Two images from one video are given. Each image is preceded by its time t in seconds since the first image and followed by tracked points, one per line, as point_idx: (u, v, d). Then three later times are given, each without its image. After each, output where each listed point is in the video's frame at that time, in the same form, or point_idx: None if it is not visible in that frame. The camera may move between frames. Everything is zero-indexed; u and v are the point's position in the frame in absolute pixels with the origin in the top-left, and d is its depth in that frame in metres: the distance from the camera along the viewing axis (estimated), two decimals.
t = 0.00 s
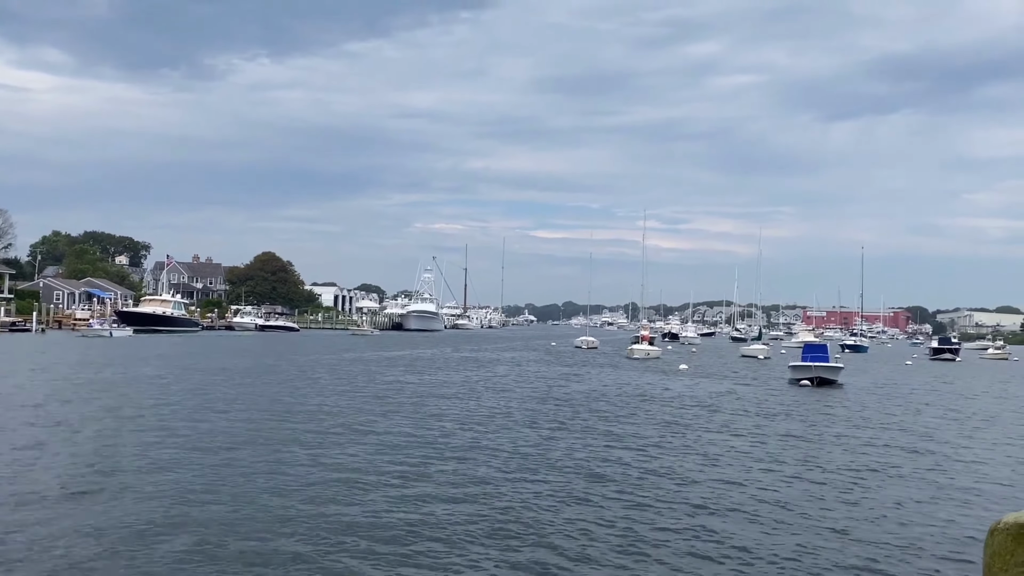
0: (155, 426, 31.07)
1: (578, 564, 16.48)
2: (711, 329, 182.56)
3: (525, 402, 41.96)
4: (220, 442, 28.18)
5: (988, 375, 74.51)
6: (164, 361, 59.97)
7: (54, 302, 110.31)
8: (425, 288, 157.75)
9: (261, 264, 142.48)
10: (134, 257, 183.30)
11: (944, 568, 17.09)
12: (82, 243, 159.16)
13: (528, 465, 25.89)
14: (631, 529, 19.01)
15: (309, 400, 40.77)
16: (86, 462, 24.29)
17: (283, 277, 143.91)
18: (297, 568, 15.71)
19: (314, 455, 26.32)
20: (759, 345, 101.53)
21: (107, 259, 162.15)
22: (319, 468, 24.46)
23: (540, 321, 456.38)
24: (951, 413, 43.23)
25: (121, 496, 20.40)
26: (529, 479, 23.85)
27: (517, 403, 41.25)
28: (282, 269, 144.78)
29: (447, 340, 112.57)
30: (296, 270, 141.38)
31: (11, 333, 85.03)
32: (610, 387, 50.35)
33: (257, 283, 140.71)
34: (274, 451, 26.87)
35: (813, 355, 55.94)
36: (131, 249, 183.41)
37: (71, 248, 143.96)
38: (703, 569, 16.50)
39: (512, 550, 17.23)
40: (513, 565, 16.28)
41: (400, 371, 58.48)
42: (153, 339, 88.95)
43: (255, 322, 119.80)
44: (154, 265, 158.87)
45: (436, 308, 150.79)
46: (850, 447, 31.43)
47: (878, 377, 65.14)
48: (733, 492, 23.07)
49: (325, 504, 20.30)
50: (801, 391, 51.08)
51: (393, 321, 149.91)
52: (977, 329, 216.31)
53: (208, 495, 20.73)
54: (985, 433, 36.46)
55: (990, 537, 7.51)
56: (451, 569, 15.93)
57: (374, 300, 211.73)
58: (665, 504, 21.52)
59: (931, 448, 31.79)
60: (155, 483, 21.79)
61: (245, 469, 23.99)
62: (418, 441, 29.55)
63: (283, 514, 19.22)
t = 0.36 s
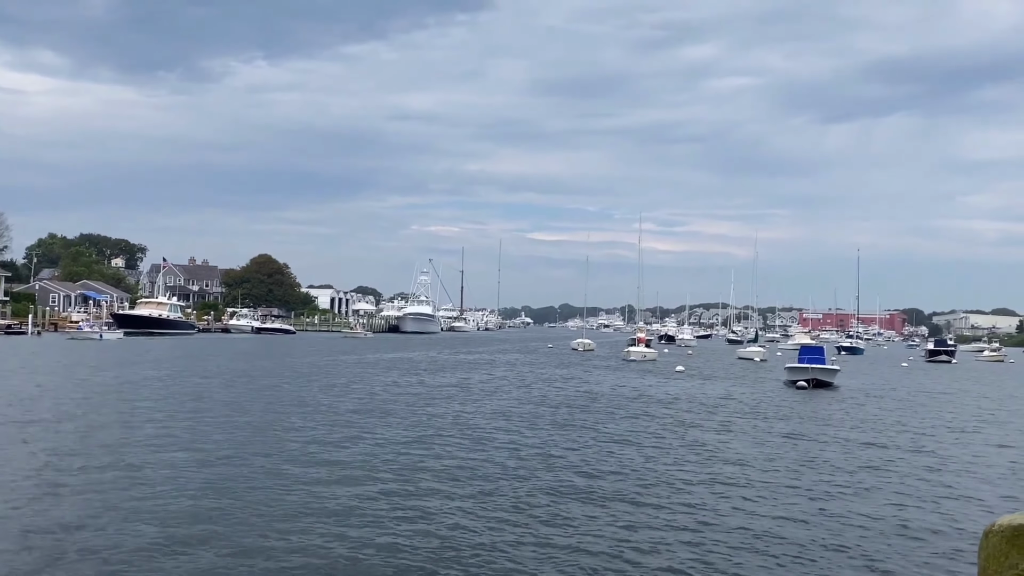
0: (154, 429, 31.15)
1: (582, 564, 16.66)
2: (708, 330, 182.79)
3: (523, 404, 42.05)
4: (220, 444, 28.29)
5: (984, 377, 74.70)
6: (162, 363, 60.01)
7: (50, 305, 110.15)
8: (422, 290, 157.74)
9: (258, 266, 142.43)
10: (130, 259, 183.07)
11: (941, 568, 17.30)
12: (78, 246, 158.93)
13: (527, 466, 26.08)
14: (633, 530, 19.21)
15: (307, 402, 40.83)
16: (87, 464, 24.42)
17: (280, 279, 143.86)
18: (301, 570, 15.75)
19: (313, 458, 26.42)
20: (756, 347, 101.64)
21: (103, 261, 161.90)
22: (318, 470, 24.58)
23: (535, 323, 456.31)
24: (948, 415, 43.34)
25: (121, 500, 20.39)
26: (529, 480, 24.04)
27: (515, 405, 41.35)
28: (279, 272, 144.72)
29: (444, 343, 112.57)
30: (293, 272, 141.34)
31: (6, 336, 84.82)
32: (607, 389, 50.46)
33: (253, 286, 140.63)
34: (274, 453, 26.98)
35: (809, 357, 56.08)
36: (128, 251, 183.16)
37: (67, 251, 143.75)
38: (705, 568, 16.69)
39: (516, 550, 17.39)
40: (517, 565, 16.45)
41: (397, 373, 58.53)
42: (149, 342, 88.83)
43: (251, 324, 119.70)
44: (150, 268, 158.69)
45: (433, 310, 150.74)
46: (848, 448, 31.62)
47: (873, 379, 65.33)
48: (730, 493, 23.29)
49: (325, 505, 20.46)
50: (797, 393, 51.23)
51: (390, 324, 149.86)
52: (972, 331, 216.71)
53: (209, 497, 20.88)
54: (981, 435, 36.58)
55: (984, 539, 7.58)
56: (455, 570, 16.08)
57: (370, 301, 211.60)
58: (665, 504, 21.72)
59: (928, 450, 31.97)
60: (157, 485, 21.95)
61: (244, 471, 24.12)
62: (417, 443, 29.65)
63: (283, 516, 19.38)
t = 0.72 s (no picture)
0: (149, 430, 31.08)
1: (581, 565, 16.64)
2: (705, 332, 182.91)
3: (519, 406, 41.99)
4: (215, 446, 28.25)
5: (979, 378, 74.81)
6: (158, 366, 59.79)
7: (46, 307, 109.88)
8: (419, 292, 157.50)
9: (254, 268, 142.27)
10: (126, 261, 182.78)
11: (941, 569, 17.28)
12: (74, 247, 158.63)
13: (525, 467, 26.02)
14: (631, 530, 19.16)
15: (303, 404, 40.72)
16: (82, 465, 24.40)
17: (276, 281, 143.72)
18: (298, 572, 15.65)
19: (309, 459, 26.39)
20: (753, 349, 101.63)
21: (100, 263, 161.53)
22: (314, 471, 24.55)
23: (532, 324, 456.59)
24: (944, 417, 43.36)
25: (117, 501, 20.31)
26: (527, 482, 23.99)
27: (511, 406, 41.27)
28: (275, 273, 144.56)
29: (440, 345, 112.45)
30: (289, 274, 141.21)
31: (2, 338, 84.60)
32: (603, 390, 50.45)
33: (250, 288, 140.47)
34: (269, 454, 26.98)
35: (806, 359, 56.10)
36: (124, 253, 182.85)
37: (63, 253, 143.43)
38: (705, 569, 16.64)
39: (516, 551, 17.35)
40: (517, 566, 16.40)
41: (392, 375, 58.45)
42: (145, 344, 88.65)
43: (248, 326, 119.50)
44: (146, 270, 158.33)
45: (429, 312, 150.62)
46: (843, 449, 31.65)
47: (870, 381, 65.40)
48: (729, 494, 23.26)
49: (321, 505, 20.50)
50: (794, 394, 51.26)
51: (386, 325, 149.57)
52: (968, 333, 217.23)
53: (203, 498, 20.88)
54: (977, 437, 36.58)
55: (978, 540, 7.54)
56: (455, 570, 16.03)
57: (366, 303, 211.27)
58: (663, 505, 21.70)
59: (924, 451, 31.98)
60: (151, 486, 21.97)
61: (240, 472, 24.11)
62: (414, 444, 29.61)
63: (277, 516, 19.36)
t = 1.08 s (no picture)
0: (144, 432, 30.94)
1: (579, 565, 16.61)
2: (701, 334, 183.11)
3: (516, 407, 41.90)
4: (211, 447, 28.15)
5: (974, 379, 74.89)
6: (153, 367, 59.58)
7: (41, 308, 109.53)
8: (415, 294, 157.35)
9: (249, 270, 142.03)
10: (122, 263, 182.35)
11: (941, 568, 17.31)
12: (70, 249, 158.19)
13: (522, 468, 26.00)
14: (629, 531, 19.13)
15: (299, 406, 40.59)
16: (77, 467, 24.26)
17: (272, 282, 143.49)
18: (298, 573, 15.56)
19: (305, 460, 26.28)
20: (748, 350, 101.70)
21: (95, 265, 161.07)
22: (310, 473, 24.45)
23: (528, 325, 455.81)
24: (940, 417, 43.35)
25: (117, 503, 20.19)
26: (524, 482, 23.98)
27: (507, 408, 41.19)
28: (271, 275, 144.31)
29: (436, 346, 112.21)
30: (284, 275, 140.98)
31: None
32: (600, 392, 50.39)
33: (246, 289, 140.21)
34: (266, 456, 26.87)
35: (801, 360, 56.10)
36: (120, 255, 182.42)
37: (58, 255, 143.04)
38: (703, 569, 16.63)
39: (515, 552, 17.31)
40: (514, 567, 16.33)
41: (388, 376, 58.35)
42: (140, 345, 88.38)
43: (243, 328, 119.24)
44: (142, 272, 157.92)
45: (425, 313, 150.53)
46: (840, 450, 31.66)
47: (867, 382, 65.43)
48: (726, 494, 23.24)
49: (317, 506, 20.42)
50: (790, 396, 51.26)
51: (382, 327, 149.41)
52: (964, 334, 217.76)
53: (199, 499, 20.79)
54: (973, 438, 36.57)
55: (974, 541, 7.47)
56: (454, 571, 15.97)
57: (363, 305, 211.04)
58: (661, 505, 21.68)
59: (921, 452, 31.95)
60: (147, 487, 21.88)
61: (235, 473, 24.02)
62: (410, 446, 29.53)
63: (274, 518, 19.29)
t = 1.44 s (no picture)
0: (139, 433, 30.80)
1: (578, 564, 16.56)
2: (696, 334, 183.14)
3: (513, 407, 41.81)
4: (207, 448, 28.03)
5: (970, 379, 74.90)
6: (149, 368, 59.41)
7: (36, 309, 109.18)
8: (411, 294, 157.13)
9: (245, 271, 141.75)
10: (117, 263, 181.89)
11: (941, 568, 17.21)
12: (65, 250, 157.74)
13: (520, 468, 25.93)
14: (627, 531, 19.04)
15: (295, 407, 40.45)
16: (73, 468, 24.14)
17: (267, 283, 143.19)
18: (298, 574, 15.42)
19: (302, 460, 26.20)
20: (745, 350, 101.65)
21: (90, 266, 160.66)
22: (306, 473, 24.35)
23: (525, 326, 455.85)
24: (937, 417, 43.27)
25: (113, 504, 20.03)
26: (522, 483, 23.87)
27: (503, 408, 41.08)
28: (267, 275, 144.02)
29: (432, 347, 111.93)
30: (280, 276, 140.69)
31: None
32: (597, 392, 50.31)
33: (241, 290, 139.90)
34: (262, 456, 26.77)
35: (797, 360, 56.06)
36: (115, 256, 181.97)
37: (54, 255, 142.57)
38: (702, 568, 16.59)
39: (512, 552, 17.21)
40: (514, 567, 16.25)
41: (384, 377, 58.22)
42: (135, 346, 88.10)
43: (239, 329, 118.99)
44: (137, 273, 157.49)
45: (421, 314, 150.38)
46: (838, 450, 31.62)
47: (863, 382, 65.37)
48: (725, 494, 23.18)
49: (314, 507, 20.32)
50: (787, 396, 51.20)
51: (378, 327, 149.18)
52: (960, 334, 218.01)
53: (194, 499, 20.69)
54: (970, 438, 36.50)
55: (972, 541, 7.35)
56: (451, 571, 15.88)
57: (359, 305, 210.71)
58: (659, 505, 21.61)
59: (919, 452, 31.91)
60: (143, 488, 21.79)
61: (231, 473, 23.94)
62: (406, 447, 29.41)
63: (271, 517, 19.23)
